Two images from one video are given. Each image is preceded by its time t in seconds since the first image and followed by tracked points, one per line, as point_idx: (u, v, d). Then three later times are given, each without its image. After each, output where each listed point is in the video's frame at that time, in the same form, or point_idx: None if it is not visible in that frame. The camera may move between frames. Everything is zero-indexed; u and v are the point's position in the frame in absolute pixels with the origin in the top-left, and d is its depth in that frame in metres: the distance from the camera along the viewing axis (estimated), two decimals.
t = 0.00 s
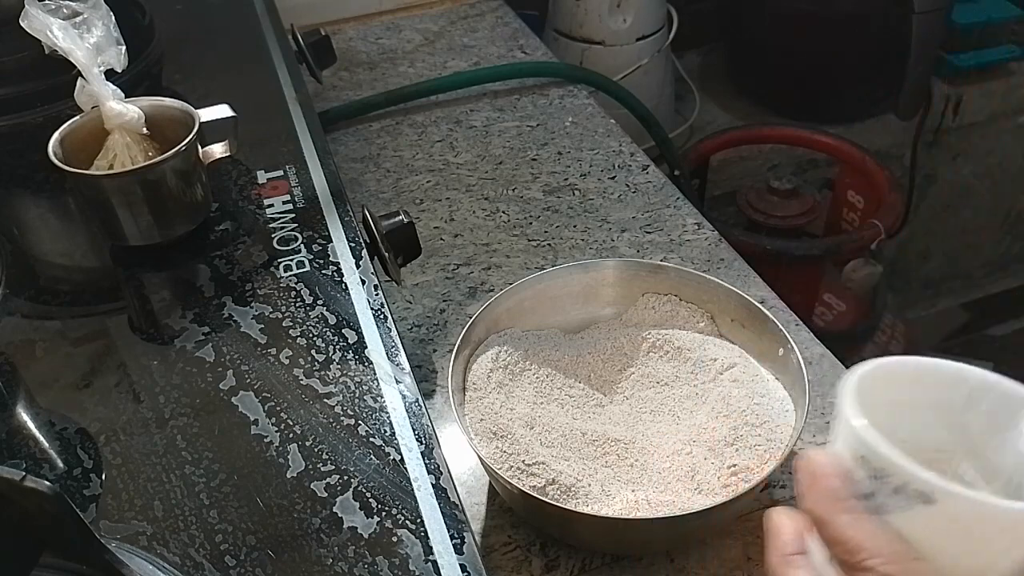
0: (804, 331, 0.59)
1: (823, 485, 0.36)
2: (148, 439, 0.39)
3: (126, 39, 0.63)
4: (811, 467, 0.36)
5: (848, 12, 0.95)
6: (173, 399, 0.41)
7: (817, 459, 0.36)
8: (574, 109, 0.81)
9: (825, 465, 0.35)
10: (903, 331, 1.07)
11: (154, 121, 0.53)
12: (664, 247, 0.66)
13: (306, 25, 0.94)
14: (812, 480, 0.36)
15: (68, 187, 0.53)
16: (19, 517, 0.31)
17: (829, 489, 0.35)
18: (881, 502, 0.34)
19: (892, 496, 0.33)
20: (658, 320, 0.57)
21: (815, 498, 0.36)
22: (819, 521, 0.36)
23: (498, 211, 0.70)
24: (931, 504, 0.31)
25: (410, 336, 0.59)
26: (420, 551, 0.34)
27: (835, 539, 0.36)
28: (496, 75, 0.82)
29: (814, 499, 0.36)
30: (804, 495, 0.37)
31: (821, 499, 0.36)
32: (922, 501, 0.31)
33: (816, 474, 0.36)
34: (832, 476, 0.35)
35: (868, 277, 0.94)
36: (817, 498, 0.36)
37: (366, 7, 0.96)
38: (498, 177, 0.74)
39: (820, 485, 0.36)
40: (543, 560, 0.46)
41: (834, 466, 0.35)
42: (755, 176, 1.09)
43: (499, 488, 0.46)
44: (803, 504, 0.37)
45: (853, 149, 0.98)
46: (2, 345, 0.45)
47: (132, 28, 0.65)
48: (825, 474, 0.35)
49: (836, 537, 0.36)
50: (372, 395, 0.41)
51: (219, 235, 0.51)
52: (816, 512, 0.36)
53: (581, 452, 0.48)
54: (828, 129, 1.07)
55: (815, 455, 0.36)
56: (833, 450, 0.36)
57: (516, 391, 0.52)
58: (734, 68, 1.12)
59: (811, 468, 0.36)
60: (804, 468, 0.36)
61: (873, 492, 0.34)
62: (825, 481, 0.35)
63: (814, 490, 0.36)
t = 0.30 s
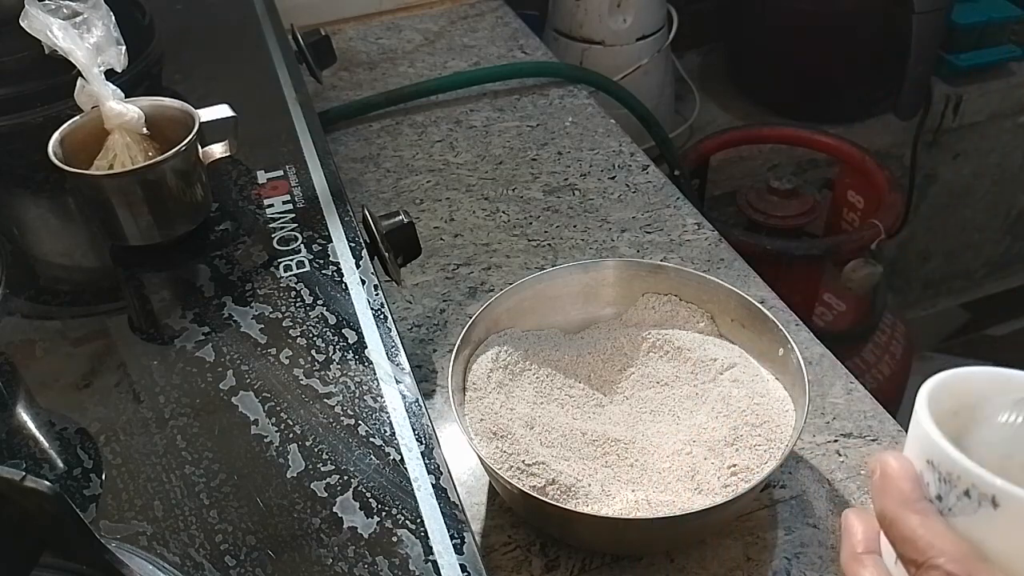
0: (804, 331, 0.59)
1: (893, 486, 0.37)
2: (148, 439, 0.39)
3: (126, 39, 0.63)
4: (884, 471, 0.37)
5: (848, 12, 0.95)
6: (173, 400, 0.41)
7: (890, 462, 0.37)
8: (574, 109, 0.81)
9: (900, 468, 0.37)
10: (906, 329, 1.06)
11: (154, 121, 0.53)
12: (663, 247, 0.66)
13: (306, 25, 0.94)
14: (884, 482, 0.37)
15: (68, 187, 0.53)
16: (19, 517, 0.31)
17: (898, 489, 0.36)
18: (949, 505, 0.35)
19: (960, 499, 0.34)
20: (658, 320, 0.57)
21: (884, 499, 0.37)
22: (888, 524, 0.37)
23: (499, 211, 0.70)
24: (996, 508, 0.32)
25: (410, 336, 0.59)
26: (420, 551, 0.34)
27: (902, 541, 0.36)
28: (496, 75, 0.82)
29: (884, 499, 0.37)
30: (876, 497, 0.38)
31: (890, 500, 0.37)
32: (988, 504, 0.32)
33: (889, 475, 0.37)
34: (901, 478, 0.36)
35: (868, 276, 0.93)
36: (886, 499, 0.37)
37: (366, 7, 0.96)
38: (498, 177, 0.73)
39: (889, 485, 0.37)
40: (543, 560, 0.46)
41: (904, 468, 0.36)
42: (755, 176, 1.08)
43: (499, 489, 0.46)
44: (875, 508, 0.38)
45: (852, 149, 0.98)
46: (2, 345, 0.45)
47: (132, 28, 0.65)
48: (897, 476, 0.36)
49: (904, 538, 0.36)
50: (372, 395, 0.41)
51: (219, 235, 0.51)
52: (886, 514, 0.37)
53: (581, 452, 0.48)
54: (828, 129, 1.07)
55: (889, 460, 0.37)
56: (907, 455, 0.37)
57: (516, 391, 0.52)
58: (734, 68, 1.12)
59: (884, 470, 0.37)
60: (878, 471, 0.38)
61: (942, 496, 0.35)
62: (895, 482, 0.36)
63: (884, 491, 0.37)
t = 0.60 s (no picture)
0: (804, 331, 0.59)
1: (896, 455, 0.38)
2: (148, 439, 0.39)
3: (126, 39, 0.63)
4: (887, 441, 0.39)
5: (848, 11, 0.95)
6: (173, 400, 0.41)
7: (892, 433, 0.39)
8: (574, 109, 0.81)
9: (902, 438, 0.38)
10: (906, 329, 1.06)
11: (154, 121, 0.53)
12: (663, 247, 0.66)
13: (306, 25, 0.94)
14: (887, 451, 0.39)
15: (68, 187, 0.53)
16: (19, 517, 0.31)
17: (901, 458, 0.38)
18: (949, 473, 0.36)
19: (960, 467, 0.35)
20: (658, 320, 0.57)
21: (887, 468, 0.39)
22: (890, 492, 0.39)
23: (498, 212, 0.70)
24: (996, 474, 0.33)
25: (410, 336, 0.59)
26: (420, 551, 0.34)
27: (903, 508, 0.38)
28: (496, 75, 0.82)
29: (887, 468, 0.39)
30: (879, 467, 0.40)
31: (893, 468, 0.38)
32: (988, 472, 0.34)
33: (892, 445, 0.39)
34: (903, 446, 0.38)
35: (868, 276, 0.93)
36: (888, 468, 0.39)
37: (366, 7, 0.96)
38: (498, 177, 0.74)
39: (892, 454, 0.39)
40: (543, 560, 0.46)
41: (906, 438, 0.38)
42: (755, 176, 1.08)
43: (499, 488, 0.46)
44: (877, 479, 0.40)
45: (853, 149, 0.98)
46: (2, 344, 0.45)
47: (132, 28, 0.65)
48: (898, 445, 0.38)
49: (905, 505, 0.38)
50: (372, 395, 0.41)
51: (219, 235, 0.51)
52: (889, 483, 0.39)
53: (581, 452, 0.48)
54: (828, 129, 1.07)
55: (893, 431, 0.39)
56: (908, 427, 0.39)
57: (516, 391, 0.52)
58: (734, 68, 1.12)
59: (887, 440, 0.39)
60: (880, 441, 0.40)
61: (943, 464, 0.36)
62: (897, 451, 0.38)
63: (887, 460, 0.39)
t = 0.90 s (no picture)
0: (804, 331, 0.59)
1: (895, 457, 0.38)
2: (148, 439, 0.39)
3: (126, 39, 0.63)
4: (887, 443, 0.39)
5: (848, 12, 0.95)
6: (173, 400, 0.41)
7: (893, 434, 0.39)
8: (574, 109, 0.81)
9: (903, 440, 0.38)
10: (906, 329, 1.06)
11: (154, 121, 0.53)
12: (663, 247, 0.66)
13: (306, 26, 0.94)
14: (886, 453, 0.39)
15: (68, 187, 0.53)
16: (19, 517, 0.31)
17: (901, 460, 0.38)
18: (950, 476, 0.36)
19: (962, 471, 0.35)
20: (658, 320, 0.57)
21: (886, 471, 0.39)
22: (888, 494, 0.39)
23: (498, 211, 0.70)
24: (998, 479, 0.33)
25: (409, 336, 0.59)
26: (420, 551, 0.34)
27: (903, 512, 0.38)
28: (496, 75, 0.82)
29: (887, 471, 0.39)
30: (878, 469, 0.40)
31: (893, 471, 0.38)
32: (990, 475, 0.34)
33: (892, 447, 0.39)
34: (903, 448, 0.38)
35: (868, 276, 0.93)
36: (887, 470, 0.39)
37: (366, 7, 0.96)
38: (497, 177, 0.74)
39: (892, 457, 0.38)
40: (543, 560, 0.46)
41: (906, 440, 0.38)
42: (755, 175, 1.08)
43: (499, 488, 0.46)
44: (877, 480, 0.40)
45: (852, 149, 0.98)
46: (2, 344, 0.45)
47: (132, 28, 0.65)
48: (898, 448, 0.38)
49: (904, 509, 0.38)
50: (372, 395, 0.41)
51: (219, 235, 0.51)
52: (888, 485, 0.39)
53: (581, 452, 0.48)
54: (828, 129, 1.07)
55: (892, 432, 0.39)
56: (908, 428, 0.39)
57: (516, 391, 0.52)
58: (735, 68, 1.12)
59: (886, 441, 0.39)
60: (879, 443, 0.40)
61: (944, 468, 0.36)
62: (898, 453, 0.38)
63: (887, 462, 0.39)
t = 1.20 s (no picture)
0: (804, 331, 0.59)
1: (894, 465, 0.39)
2: (148, 439, 0.39)
3: (125, 39, 0.63)
4: (887, 452, 0.39)
5: (849, 12, 0.95)
6: (173, 400, 0.41)
7: (890, 443, 0.39)
8: (573, 109, 0.81)
9: (903, 449, 0.38)
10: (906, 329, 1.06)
11: (154, 121, 0.53)
12: (663, 247, 0.66)
13: (306, 26, 0.94)
14: (886, 462, 0.39)
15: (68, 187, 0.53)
16: (18, 517, 0.31)
17: (901, 468, 0.38)
18: (951, 484, 0.36)
19: (962, 478, 0.35)
20: (658, 320, 0.57)
21: (886, 480, 0.39)
22: (888, 504, 0.39)
23: (498, 211, 0.70)
24: (998, 485, 0.33)
25: (409, 336, 0.59)
26: (420, 551, 0.34)
27: (903, 521, 0.38)
28: (496, 75, 0.82)
29: (886, 479, 0.39)
30: (878, 478, 0.40)
31: (894, 479, 0.38)
32: (990, 481, 0.34)
33: (892, 456, 0.39)
34: (903, 455, 0.38)
35: (868, 276, 0.93)
36: (887, 478, 0.39)
37: (366, 7, 0.96)
38: (498, 177, 0.74)
39: (891, 465, 0.39)
40: (543, 560, 0.46)
41: (905, 447, 0.38)
42: (755, 175, 1.08)
43: (499, 488, 0.46)
44: (876, 489, 0.40)
45: (852, 149, 0.98)
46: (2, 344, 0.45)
47: (132, 28, 0.65)
48: (897, 455, 0.39)
49: (905, 518, 0.38)
50: (372, 395, 0.41)
51: (219, 235, 0.51)
52: (888, 494, 0.39)
53: (581, 452, 0.48)
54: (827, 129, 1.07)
55: (892, 442, 0.39)
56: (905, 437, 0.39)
57: (516, 391, 0.52)
58: (735, 68, 1.12)
59: (885, 450, 0.39)
60: (878, 452, 0.40)
61: (944, 475, 0.37)
62: (897, 462, 0.38)
63: (886, 471, 0.39)
